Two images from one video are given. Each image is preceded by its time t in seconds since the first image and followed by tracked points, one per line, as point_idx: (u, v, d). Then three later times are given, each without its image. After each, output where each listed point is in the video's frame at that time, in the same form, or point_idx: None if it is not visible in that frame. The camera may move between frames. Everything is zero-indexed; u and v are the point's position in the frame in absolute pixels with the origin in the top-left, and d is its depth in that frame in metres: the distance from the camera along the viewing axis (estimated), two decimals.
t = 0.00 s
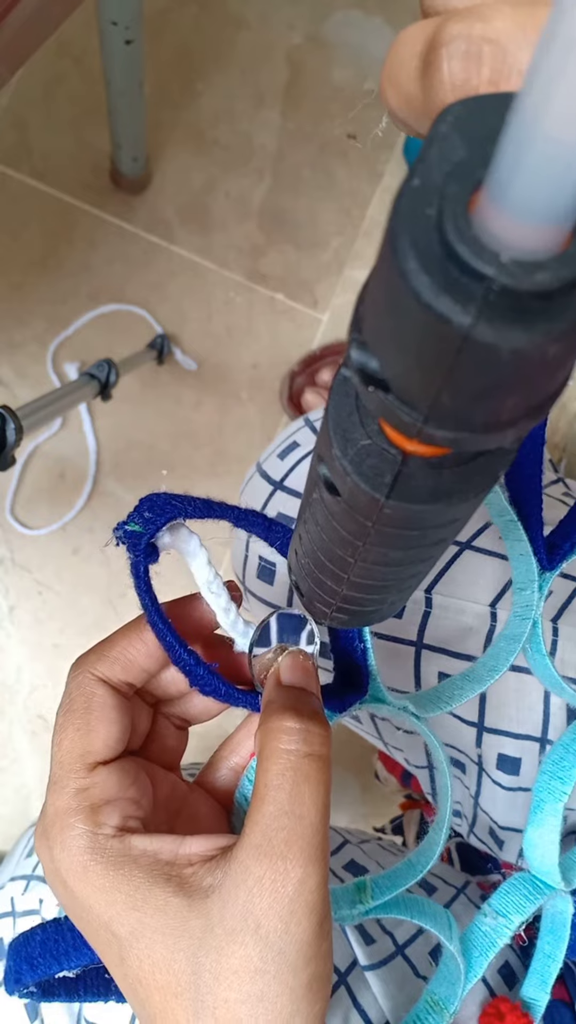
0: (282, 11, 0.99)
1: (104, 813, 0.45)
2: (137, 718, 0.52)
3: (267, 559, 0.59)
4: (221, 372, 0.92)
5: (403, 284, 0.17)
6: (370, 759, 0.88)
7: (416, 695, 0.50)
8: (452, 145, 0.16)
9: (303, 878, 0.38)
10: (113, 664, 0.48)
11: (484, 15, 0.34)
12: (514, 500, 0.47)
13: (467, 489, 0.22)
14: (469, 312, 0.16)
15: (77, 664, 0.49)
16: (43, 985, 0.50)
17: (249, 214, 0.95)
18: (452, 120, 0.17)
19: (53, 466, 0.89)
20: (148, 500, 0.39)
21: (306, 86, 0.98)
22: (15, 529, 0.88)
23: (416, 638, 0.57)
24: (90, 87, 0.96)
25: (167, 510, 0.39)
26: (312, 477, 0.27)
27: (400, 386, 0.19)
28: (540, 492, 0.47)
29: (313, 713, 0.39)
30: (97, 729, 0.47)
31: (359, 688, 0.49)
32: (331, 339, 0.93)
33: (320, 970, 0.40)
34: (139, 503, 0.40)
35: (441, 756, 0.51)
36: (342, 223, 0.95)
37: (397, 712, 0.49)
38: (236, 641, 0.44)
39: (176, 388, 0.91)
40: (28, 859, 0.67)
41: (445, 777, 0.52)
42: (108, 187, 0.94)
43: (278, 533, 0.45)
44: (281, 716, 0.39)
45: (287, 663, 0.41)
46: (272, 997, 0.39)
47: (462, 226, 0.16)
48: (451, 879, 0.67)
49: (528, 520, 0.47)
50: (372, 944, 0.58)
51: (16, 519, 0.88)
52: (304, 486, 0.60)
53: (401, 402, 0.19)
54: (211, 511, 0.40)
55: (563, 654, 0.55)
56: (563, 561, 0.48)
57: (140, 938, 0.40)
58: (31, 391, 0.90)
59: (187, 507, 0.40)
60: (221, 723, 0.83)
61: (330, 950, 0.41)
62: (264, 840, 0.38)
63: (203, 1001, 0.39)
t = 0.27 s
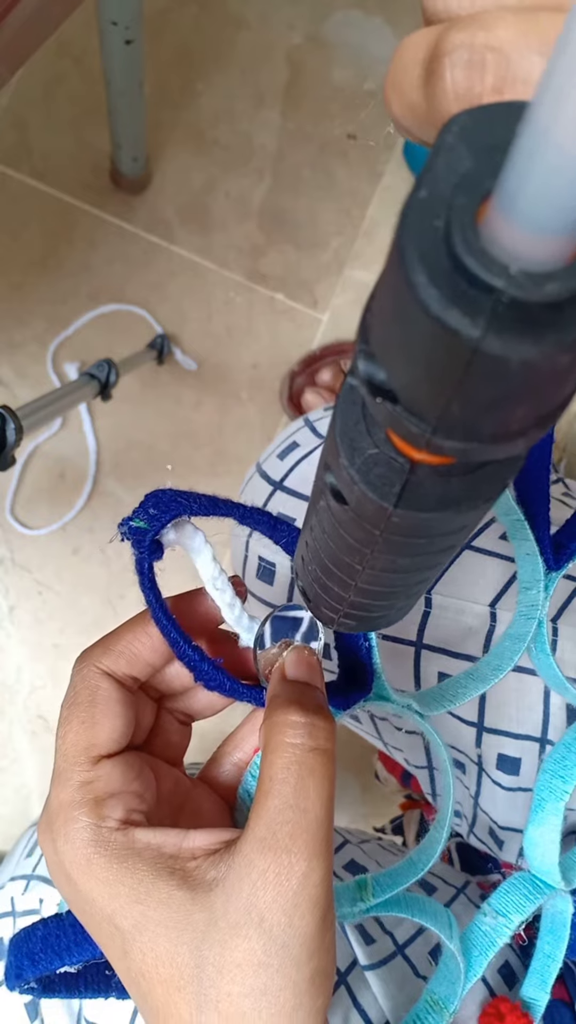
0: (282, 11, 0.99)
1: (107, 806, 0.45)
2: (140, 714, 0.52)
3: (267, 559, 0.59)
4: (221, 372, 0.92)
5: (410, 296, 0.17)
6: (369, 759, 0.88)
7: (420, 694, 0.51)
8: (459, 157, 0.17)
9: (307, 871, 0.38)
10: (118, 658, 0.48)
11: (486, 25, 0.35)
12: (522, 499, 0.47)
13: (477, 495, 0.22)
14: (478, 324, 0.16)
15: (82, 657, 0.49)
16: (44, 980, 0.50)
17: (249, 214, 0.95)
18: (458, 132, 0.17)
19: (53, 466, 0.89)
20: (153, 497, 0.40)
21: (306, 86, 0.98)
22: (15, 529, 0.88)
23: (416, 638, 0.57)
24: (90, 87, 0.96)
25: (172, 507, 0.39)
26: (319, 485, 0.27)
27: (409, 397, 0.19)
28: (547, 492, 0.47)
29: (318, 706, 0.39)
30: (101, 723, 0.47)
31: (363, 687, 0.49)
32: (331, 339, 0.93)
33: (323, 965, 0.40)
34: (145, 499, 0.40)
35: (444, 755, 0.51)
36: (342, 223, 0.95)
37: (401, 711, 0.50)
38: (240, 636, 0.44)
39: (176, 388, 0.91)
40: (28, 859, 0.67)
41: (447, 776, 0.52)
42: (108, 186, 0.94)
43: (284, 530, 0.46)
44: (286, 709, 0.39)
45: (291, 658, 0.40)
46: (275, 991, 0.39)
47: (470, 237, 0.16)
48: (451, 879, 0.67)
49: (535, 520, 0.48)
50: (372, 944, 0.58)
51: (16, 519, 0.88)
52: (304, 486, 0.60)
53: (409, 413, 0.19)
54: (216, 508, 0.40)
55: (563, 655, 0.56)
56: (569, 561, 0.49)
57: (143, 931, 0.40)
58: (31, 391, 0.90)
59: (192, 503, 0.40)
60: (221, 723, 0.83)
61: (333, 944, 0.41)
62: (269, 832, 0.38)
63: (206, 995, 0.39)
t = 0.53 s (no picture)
0: (282, 11, 0.99)
1: (110, 800, 0.45)
2: (144, 710, 0.52)
3: (268, 559, 0.59)
4: (221, 372, 0.92)
5: (405, 325, 0.16)
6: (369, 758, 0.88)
7: (423, 694, 0.51)
8: (453, 182, 0.16)
9: (307, 866, 0.38)
10: (121, 654, 0.49)
11: (477, 40, 0.32)
12: (527, 502, 0.47)
13: (476, 512, 0.22)
14: (472, 354, 0.16)
15: (86, 652, 0.49)
16: (45, 976, 0.51)
17: (249, 214, 0.95)
18: (451, 157, 0.16)
19: (53, 466, 0.89)
20: (155, 495, 0.39)
21: (306, 86, 0.98)
22: (15, 529, 0.88)
23: (416, 638, 0.57)
24: (90, 87, 0.96)
25: (174, 506, 0.39)
26: (319, 499, 0.27)
27: (406, 419, 0.19)
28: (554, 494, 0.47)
29: (320, 703, 0.39)
30: (104, 717, 0.47)
31: (365, 686, 0.49)
32: (331, 339, 0.93)
33: (322, 960, 0.40)
34: (147, 498, 0.40)
35: (446, 755, 0.51)
36: (342, 224, 0.95)
37: (403, 712, 0.50)
38: (242, 632, 0.44)
39: (176, 388, 0.91)
40: (28, 859, 0.67)
41: (450, 777, 0.52)
42: (108, 186, 0.94)
43: (286, 528, 0.45)
44: (288, 705, 0.39)
45: (293, 655, 0.41)
46: (274, 984, 0.39)
47: (463, 267, 0.15)
48: (451, 879, 0.67)
49: (540, 522, 0.47)
50: (372, 944, 0.58)
51: (16, 519, 0.88)
52: (304, 486, 0.60)
53: (406, 436, 0.19)
54: (219, 508, 0.40)
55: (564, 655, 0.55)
56: (574, 562, 0.48)
57: (144, 924, 0.40)
58: (31, 391, 0.90)
59: (194, 502, 0.40)
60: (221, 723, 0.83)
61: (332, 941, 0.41)
62: (269, 827, 0.38)
63: (206, 988, 0.39)
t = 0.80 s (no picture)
0: (282, 10, 0.99)
1: (110, 800, 0.45)
2: (144, 710, 0.52)
3: (267, 559, 0.59)
4: (221, 372, 0.92)
5: (399, 346, 0.16)
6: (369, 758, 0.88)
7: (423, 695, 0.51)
8: (444, 201, 0.16)
9: (307, 866, 0.38)
10: (123, 655, 0.49)
11: (466, 55, 0.30)
12: (525, 506, 0.47)
13: (473, 525, 0.22)
14: (466, 373, 0.16)
15: (87, 652, 0.49)
16: (45, 977, 0.50)
17: (249, 214, 0.95)
18: (442, 175, 0.16)
19: (53, 466, 0.89)
20: (154, 497, 0.39)
21: (306, 86, 0.98)
22: (15, 529, 0.88)
23: (416, 638, 0.57)
24: (90, 87, 0.96)
25: (173, 508, 0.39)
26: (318, 510, 0.27)
27: (402, 435, 0.19)
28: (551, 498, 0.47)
29: (322, 703, 0.39)
30: (105, 717, 0.47)
31: (365, 686, 0.49)
32: (331, 339, 0.93)
33: (323, 960, 0.40)
34: (145, 501, 0.40)
35: (447, 756, 0.51)
36: (342, 224, 0.95)
37: (404, 712, 0.50)
38: (244, 633, 0.44)
39: (176, 388, 0.91)
40: (28, 860, 0.67)
41: (451, 777, 0.52)
42: (108, 186, 0.94)
43: (284, 529, 0.45)
44: (291, 705, 0.39)
45: (295, 655, 0.41)
46: (274, 985, 0.39)
47: (456, 288, 0.15)
48: (450, 879, 0.67)
49: (538, 525, 0.47)
50: (371, 944, 0.58)
51: (16, 519, 0.88)
52: (304, 487, 0.60)
53: (402, 451, 0.19)
54: (217, 508, 0.40)
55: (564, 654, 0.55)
56: (571, 562, 0.48)
57: (144, 925, 0.40)
58: (31, 391, 0.90)
59: (192, 503, 0.40)
60: (221, 724, 0.83)
61: (333, 941, 0.41)
62: (269, 828, 0.38)
63: (206, 988, 0.39)
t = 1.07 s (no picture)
0: (282, 10, 0.99)
1: (119, 798, 0.45)
2: (152, 709, 0.52)
3: (268, 559, 0.59)
4: (221, 372, 0.92)
5: (416, 361, 0.16)
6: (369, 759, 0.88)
7: (429, 696, 0.51)
8: (460, 215, 0.16)
9: (317, 866, 0.38)
10: (132, 651, 0.49)
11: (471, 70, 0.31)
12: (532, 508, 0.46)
13: (489, 534, 0.22)
14: (484, 389, 0.16)
15: (96, 650, 0.49)
16: (48, 977, 0.50)
17: (249, 214, 0.95)
18: (458, 189, 0.16)
19: (53, 466, 0.89)
20: (170, 491, 0.39)
21: (306, 86, 0.98)
22: (15, 529, 0.88)
23: (417, 638, 0.56)
24: (90, 87, 0.96)
25: (189, 502, 0.39)
26: (332, 515, 0.27)
27: (419, 448, 0.19)
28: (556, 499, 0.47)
29: (331, 704, 0.39)
30: (114, 715, 0.47)
31: (373, 686, 0.48)
32: (331, 339, 0.93)
33: (331, 960, 0.40)
34: (161, 495, 0.40)
35: (452, 756, 0.51)
36: (342, 224, 0.95)
37: (410, 712, 0.50)
38: (253, 631, 0.45)
39: (176, 388, 0.91)
40: (29, 860, 0.67)
41: (455, 777, 0.52)
42: (108, 186, 0.94)
43: (297, 528, 0.45)
44: (301, 705, 0.39)
45: (304, 655, 0.41)
46: (282, 985, 0.38)
47: (473, 304, 0.15)
48: (451, 879, 0.67)
49: (543, 525, 0.47)
50: (372, 944, 0.58)
51: (16, 519, 0.88)
52: (305, 487, 0.60)
53: (419, 463, 0.19)
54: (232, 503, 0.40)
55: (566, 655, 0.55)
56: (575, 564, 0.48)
57: (152, 923, 0.40)
58: (31, 391, 0.90)
59: (208, 498, 0.40)
60: (221, 724, 0.83)
61: (341, 942, 0.41)
62: (278, 828, 0.38)
63: (214, 988, 0.39)
